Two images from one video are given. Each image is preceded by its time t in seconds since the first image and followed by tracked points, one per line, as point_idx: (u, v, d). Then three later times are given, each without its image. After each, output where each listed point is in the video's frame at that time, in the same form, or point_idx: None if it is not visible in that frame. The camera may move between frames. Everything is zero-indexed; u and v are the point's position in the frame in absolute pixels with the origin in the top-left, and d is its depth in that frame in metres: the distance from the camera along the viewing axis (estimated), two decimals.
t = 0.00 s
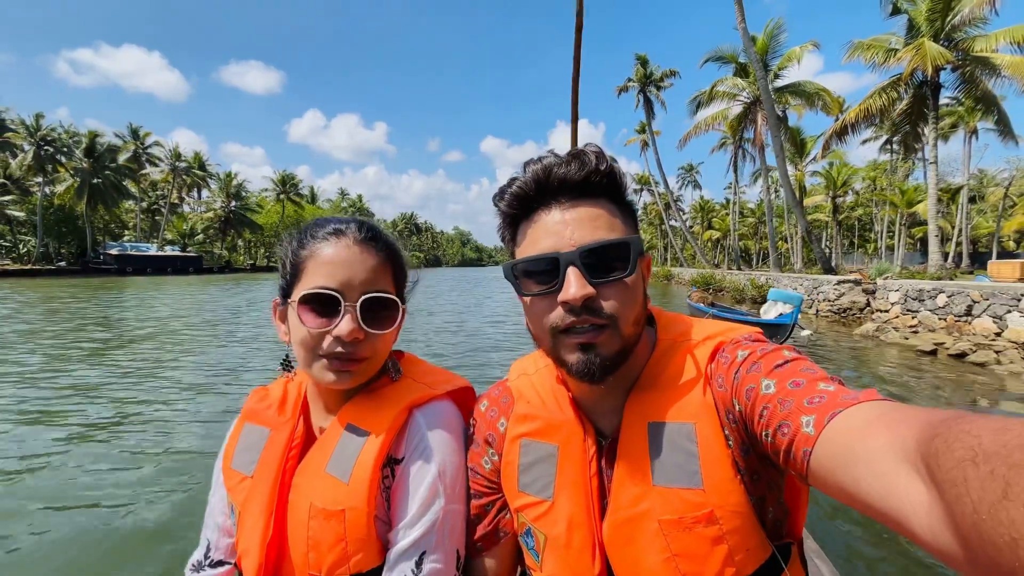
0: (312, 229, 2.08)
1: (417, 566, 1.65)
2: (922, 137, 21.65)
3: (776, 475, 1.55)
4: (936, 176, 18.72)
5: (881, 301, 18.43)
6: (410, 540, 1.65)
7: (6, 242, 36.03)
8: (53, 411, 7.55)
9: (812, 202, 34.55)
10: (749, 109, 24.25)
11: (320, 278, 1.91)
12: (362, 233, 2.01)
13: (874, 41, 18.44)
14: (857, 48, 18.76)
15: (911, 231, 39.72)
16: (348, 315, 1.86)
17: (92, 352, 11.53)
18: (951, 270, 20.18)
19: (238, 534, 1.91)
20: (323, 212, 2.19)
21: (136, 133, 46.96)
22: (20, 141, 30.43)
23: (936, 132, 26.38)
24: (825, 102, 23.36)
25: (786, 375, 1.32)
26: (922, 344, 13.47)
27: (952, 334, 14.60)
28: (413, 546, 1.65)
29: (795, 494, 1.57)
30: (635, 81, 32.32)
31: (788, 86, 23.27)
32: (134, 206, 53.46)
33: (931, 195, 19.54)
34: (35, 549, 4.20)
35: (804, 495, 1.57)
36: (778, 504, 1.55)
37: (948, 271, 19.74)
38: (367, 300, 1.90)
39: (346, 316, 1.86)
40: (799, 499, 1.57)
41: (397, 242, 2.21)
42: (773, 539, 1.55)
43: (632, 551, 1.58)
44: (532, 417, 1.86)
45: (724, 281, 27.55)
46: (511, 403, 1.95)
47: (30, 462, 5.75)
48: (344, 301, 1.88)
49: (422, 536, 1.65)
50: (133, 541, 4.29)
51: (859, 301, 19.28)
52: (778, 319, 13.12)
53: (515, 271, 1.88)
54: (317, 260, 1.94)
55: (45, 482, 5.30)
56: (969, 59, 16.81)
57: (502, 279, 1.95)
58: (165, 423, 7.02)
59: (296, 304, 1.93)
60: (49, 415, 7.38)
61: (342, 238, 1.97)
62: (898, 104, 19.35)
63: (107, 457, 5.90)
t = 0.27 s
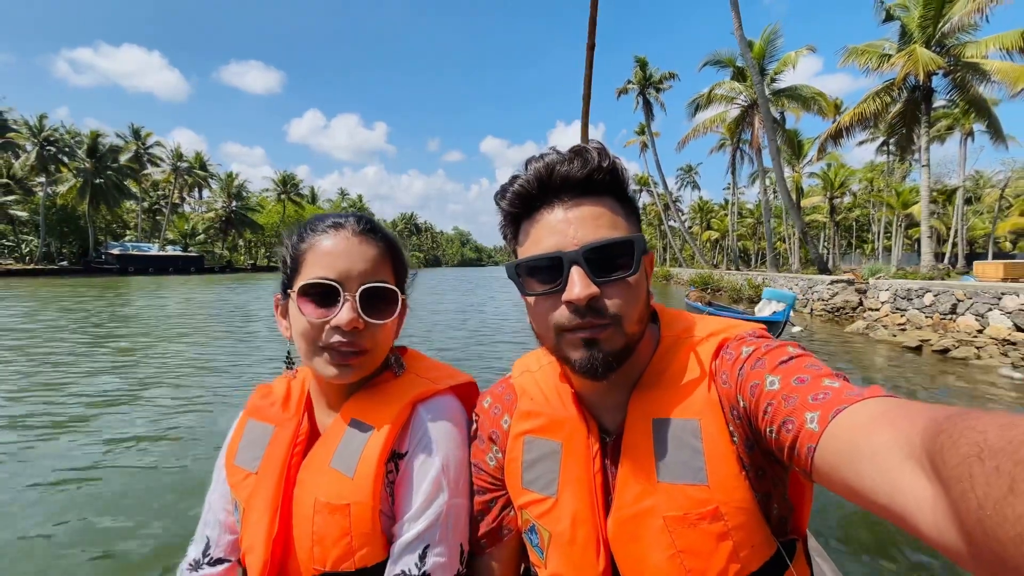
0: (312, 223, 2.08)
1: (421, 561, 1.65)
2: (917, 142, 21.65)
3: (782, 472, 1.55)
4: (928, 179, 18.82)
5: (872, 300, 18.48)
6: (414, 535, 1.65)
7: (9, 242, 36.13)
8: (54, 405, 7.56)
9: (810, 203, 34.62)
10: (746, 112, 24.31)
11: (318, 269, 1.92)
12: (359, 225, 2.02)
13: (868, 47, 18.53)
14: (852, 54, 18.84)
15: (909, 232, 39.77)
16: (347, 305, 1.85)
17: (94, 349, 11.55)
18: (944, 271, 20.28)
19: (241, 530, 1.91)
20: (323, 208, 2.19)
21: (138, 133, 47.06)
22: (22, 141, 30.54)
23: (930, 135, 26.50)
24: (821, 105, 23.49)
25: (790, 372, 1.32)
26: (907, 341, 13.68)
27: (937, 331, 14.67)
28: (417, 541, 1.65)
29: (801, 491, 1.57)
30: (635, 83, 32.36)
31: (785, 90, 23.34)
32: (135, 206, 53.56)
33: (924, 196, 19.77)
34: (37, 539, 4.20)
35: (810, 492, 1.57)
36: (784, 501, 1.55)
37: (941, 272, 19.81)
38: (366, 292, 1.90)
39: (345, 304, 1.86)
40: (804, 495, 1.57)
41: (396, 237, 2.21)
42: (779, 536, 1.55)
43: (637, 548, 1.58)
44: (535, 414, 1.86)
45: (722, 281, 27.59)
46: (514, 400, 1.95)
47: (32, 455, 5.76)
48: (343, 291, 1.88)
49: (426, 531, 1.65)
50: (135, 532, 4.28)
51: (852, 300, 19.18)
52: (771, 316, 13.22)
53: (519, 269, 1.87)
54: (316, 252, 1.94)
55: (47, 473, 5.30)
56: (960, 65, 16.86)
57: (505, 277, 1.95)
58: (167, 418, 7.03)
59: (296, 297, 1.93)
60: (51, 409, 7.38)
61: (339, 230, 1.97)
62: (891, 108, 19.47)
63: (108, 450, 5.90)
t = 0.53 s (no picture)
0: (312, 218, 2.09)
1: (419, 561, 1.65)
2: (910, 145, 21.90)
3: (780, 471, 1.55)
4: (920, 181, 19.08)
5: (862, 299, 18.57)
6: (412, 534, 1.66)
7: (10, 241, 36.18)
8: (53, 404, 7.57)
9: (807, 204, 34.78)
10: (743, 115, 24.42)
11: (318, 260, 1.92)
12: (361, 219, 2.03)
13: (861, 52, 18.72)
14: (845, 59, 19.02)
15: (905, 232, 39.96)
16: (346, 298, 1.85)
17: (94, 348, 11.57)
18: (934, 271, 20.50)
19: (238, 529, 1.91)
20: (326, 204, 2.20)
21: (138, 134, 47.15)
22: (23, 142, 30.61)
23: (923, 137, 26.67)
24: (816, 109, 23.62)
25: (788, 371, 1.32)
26: (893, 337, 14.01)
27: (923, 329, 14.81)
28: (415, 540, 1.65)
29: (798, 489, 1.57)
30: (633, 85, 32.41)
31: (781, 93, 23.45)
32: (135, 206, 53.58)
33: (916, 197, 20.08)
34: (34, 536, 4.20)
35: (807, 491, 1.57)
36: (782, 500, 1.55)
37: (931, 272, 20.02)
38: (365, 285, 1.91)
39: (344, 297, 1.86)
40: (802, 493, 1.58)
41: (396, 233, 2.22)
42: (776, 534, 1.55)
43: (634, 546, 1.58)
44: (534, 412, 1.87)
45: (718, 281, 27.68)
46: (513, 398, 1.96)
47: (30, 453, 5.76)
48: (342, 284, 1.88)
49: (424, 530, 1.65)
50: (131, 529, 4.28)
51: (844, 299, 19.31)
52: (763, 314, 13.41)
53: (519, 268, 1.87)
54: (316, 246, 1.95)
55: (44, 471, 5.30)
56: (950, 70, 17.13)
57: (505, 277, 1.95)
58: (165, 416, 7.04)
59: (295, 292, 1.94)
60: (49, 408, 7.39)
61: (341, 224, 1.99)
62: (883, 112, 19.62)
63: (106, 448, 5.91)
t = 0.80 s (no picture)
0: (322, 215, 2.08)
1: (419, 561, 1.65)
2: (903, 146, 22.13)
3: (778, 469, 1.55)
4: (911, 182, 19.38)
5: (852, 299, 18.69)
6: (413, 534, 1.66)
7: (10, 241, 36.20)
8: (52, 402, 7.58)
9: (803, 204, 34.96)
10: (739, 118, 24.51)
11: (326, 263, 1.91)
12: (374, 222, 2.02)
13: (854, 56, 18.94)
14: (838, 63, 19.21)
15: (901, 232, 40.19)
16: (353, 304, 1.85)
17: (94, 347, 11.59)
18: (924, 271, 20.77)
19: (236, 529, 1.91)
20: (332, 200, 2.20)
21: (138, 134, 47.19)
22: (23, 141, 30.64)
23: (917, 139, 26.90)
24: (811, 111, 23.78)
25: (789, 370, 1.33)
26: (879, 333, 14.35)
27: (907, 325, 15.21)
28: (416, 540, 1.65)
29: (797, 487, 1.57)
30: (631, 87, 32.46)
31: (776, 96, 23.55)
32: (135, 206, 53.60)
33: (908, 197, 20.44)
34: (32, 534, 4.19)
35: (806, 488, 1.57)
36: (780, 498, 1.55)
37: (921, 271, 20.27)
38: (374, 290, 1.90)
39: (351, 303, 1.85)
40: (801, 491, 1.58)
41: (404, 230, 2.21)
42: (775, 532, 1.56)
43: (634, 544, 1.58)
44: (534, 410, 1.87)
45: (715, 281, 27.80)
46: (513, 397, 1.96)
47: (29, 451, 5.76)
48: (350, 289, 1.88)
49: (425, 530, 1.65)
50: (129, 527, 4.28)
51: (836, 297, 19.39)
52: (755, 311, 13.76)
53: (524, 265, 1.87)
54: (325, 246, 1.94)
55: (43, 469, 5.30)
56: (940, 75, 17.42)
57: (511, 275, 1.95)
58: (165, 415, 7.05)
59: (301, 289, 1.93)
60: (49, 406, 7.40)
61: (353, 225, 1.97)
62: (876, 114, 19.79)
63: (105, 447, 5.91)
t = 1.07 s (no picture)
0: (327, 216, 2.07)
1: (420, 565, 1.64)
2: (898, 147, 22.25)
3: (778, 471, 1.55)
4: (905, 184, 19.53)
5: (842, 301, 18.77)
6: (414, 538, 1.65)
7: (11, 241, 36.22)
8: (50, 400, 7.56)
9: (799, 205, 35.07)
10: (735, 120, 24.55)
11: (333, 267, 1.90)
12: (381, 226, 2.02)
13: (847, 60, 19.08)
14: (832, 66, 19.32)
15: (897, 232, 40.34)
16: (360, 309, 1.85)
17: (92, 346, 11.57)
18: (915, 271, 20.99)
19: (234, 532, 1.90)
20: (337, 202, 2.19)
21: (138, 133, 47.20)
22: (24, 141, 30.65)
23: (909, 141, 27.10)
24: (806, 113, 23.85)
25: (788, 371, 1.33)
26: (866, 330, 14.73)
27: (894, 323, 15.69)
28: (417, 543, 1.65)
29: (797, 490, 1.58)
30: (629, 88, 32.40)
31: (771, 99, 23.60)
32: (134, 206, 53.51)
33: (902, 198, 20.57)
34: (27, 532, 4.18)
35: (805, 490, 1.58)
36: (780, 500, 1.55)
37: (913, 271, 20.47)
38: (380, 296, 1.90)
39: (357, 310, 1.85)
40: (799, 494, 1.58)
41: (408, 232, 2.21)
42: (774, 534, 1.56)
43: (634, 545, 1.58)
44: (535, 411, 1.87)
45: (711, 280, 27.88)
46: (514, 397, 1.96)
47: (26, 449, 5.74)
48: (357, 295, 1.87)
49: (425, 534, 1.65)
50: (124, 524, 4.27)
51: (828, 297, 19.42)
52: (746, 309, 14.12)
53: (531, 263, 1.86)
54: (331, 250, 1.94)
55: (41, 466, 5.29)
56: (932, 80, 17.64)
57: (517, 273, 1.94)
58: (162, 413, 7.03)
59: (306, 291, 1.92)
60: (47, 404, 7.39)
61: (361, 230, 1.97)
62: (869, 117, 19.93)
63: (102, 444, 5.90)
